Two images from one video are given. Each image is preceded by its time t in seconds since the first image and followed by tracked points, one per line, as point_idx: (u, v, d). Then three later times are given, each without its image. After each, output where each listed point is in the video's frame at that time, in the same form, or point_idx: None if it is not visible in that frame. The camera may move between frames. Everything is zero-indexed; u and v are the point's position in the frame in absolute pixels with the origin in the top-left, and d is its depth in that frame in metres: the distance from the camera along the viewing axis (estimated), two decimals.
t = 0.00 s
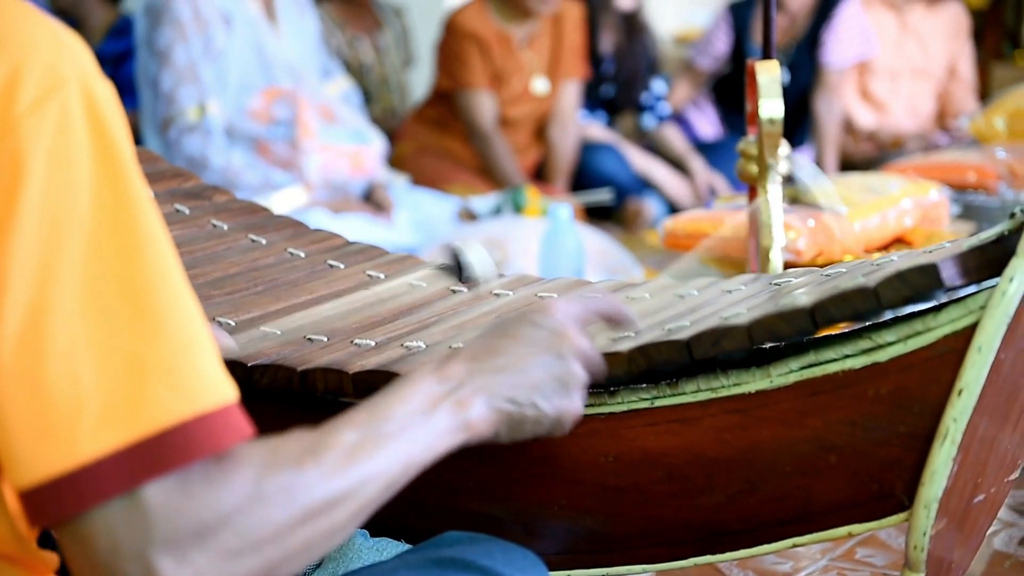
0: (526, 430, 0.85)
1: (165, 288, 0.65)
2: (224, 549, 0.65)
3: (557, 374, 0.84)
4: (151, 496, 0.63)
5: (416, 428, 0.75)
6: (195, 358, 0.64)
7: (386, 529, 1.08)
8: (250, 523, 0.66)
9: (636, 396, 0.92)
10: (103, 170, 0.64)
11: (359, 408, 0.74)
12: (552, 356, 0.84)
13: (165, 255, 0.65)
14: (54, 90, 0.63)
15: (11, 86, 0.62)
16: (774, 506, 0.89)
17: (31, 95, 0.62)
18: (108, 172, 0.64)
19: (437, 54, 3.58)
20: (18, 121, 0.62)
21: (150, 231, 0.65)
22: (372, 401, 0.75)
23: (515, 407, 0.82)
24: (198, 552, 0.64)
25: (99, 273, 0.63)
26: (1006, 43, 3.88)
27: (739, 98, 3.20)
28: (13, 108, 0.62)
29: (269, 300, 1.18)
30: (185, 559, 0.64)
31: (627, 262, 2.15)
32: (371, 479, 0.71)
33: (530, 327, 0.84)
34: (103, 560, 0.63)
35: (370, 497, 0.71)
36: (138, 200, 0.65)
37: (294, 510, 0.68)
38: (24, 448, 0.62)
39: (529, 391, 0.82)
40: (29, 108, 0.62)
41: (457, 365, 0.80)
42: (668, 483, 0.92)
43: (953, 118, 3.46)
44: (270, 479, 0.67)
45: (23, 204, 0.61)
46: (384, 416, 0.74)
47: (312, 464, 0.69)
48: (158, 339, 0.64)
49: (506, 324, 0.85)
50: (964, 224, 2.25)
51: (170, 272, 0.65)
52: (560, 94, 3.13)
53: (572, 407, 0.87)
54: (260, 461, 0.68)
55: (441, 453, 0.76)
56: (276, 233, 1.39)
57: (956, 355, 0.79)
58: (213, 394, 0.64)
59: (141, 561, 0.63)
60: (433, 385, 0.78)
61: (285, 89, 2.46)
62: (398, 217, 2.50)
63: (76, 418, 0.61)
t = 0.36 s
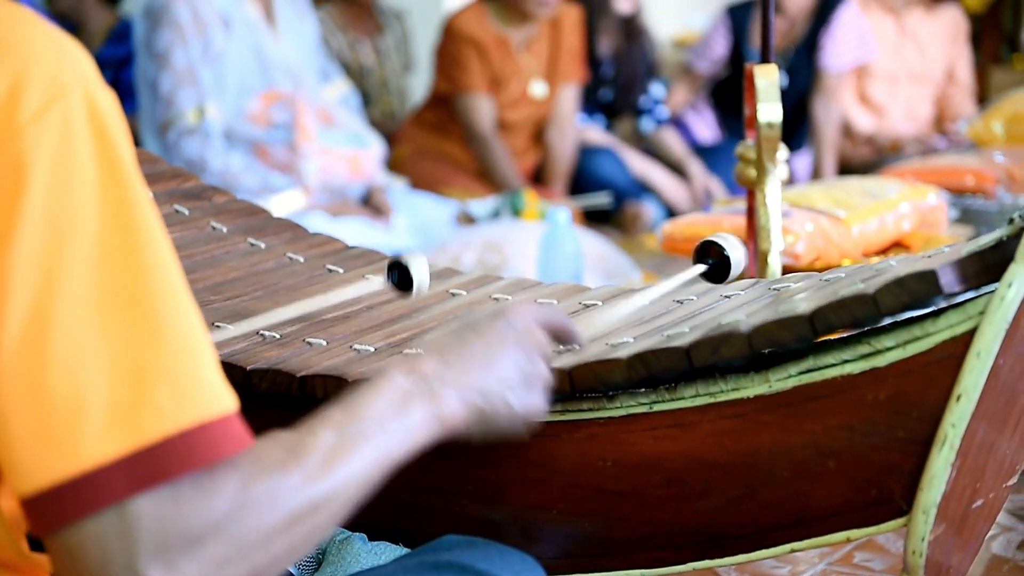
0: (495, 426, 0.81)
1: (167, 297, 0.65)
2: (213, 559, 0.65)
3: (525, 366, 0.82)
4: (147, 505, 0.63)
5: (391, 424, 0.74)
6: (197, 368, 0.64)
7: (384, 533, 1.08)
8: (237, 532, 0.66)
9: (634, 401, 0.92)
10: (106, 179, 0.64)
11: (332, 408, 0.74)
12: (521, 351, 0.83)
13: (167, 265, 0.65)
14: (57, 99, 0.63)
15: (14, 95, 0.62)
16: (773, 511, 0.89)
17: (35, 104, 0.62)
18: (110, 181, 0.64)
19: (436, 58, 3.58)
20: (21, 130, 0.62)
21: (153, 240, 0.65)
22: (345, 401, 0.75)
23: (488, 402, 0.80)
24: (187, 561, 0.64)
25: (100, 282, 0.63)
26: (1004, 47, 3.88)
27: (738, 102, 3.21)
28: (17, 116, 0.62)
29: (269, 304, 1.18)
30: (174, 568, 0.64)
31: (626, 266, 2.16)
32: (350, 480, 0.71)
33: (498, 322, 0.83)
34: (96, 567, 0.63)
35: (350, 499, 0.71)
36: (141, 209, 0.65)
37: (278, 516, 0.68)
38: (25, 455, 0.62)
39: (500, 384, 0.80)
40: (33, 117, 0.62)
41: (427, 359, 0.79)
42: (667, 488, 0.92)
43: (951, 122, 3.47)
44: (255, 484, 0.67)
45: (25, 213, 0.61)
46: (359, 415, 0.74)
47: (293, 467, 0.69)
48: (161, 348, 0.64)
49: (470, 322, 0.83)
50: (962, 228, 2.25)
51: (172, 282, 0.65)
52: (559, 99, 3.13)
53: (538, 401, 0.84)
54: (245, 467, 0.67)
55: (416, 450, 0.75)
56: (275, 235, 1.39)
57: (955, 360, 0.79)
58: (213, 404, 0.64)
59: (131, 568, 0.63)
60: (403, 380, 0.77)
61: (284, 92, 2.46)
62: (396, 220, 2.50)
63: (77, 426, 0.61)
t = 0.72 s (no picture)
0: (499, 432, 0.83)
1: (163, 275, 0.64)
2: (213, 537, 0.65)
3: (529, 374, 0.83)
4: (145, 482, 0.62)
5: (394, 424, 0.74)
6: (193, 345, 0.64)
7: (383, 532, 1.08)
8: (235, 511, 0.66)
9: (633, 402, 0.92)
10: (100, 158, 0.64)
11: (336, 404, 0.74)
12: (524, 358, 0.83)
13: (163, 243, 0.65)
14: (50, 78, 0.63)
15: (8, 73, 0.63)
16: (771, 511, 0.89)
17: (28, 82, 0.63)
18: (105, 159, 0.64)
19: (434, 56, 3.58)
20: (16, 107, 0.62)
21: (148, 219, 0.65)
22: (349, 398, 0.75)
23: (490, 409, 0.81)
24: (187, 537, 0.64)
25: (96, 260, 0.63)
26: (1003, 46, 3.88)
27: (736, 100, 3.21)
28: (11, 94, 0.62)
29: (267, 302, 1.18)
30: (174, 544, 0.64)
31: (625, 266, 2.16)
32: (353, 471, 0.71)
33: (497, 331, 0.83)
34: (93, 544, 0.62)
35: (352, 490, 0.71)
36: (137, 188, 0.65)
37: (279, 502, 0.67)
38: (22, 433, 0.62)
39: (503, 391, 0.81)
40: (27, 94, 0.62)
41: (432, 366, 0.80)
42: (664, 488, 0.92)
43: (949, 121, 3.47)
44: (254, 466, 0.67)
45: (20, 190, 0.61)
46: (362, 411, 0.74)
47: (294, 454, 0.69)
48: (157, 325, 0.63)
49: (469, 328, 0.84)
50: (960, 228, 2.26)
51: (168, 260, 0.65)
52: (558, 97, 3.12)
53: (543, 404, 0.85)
54: (244, 449, 0.67)
55: (418, 452, 0.76)
56: (274, 234, 1.39)
57: (953, 361, 0.79)
58: (210, 379, 0.64)
59: (129, 543, 0.63)
60: (406, 383, 0.77)
61: (282, 91, 2.47)
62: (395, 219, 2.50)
63: (74, 403, 0.61)
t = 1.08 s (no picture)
0: (496, 426, 0.83)
1: (156, 286, 0.64)
2: (205, 548, 0.64)
3: (525, 368, 0.84)
4: (137, 495, 0.62)
5: (389, 420, 0.74)
6: (187, 357, 0.64)
7: (380, 532, 1.07)
8: (229, 518, 0.65)
9: (630, 401, 0.92)
10: (93, 168, 0.64)
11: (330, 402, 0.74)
12: (519, 352, 0.84)
13: (156, 255, 0.65)
14: (45, 87, 0.63)
15: (3, 83, 0.63)
16: (768, 510, 0.89)
17: (22, 91, 0.63)
18: (98, 169, 0.64)
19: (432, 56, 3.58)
20: (10, 116, 0.62)
21: (141, 230, 0.64)
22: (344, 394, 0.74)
23: (489, 402, 0.81)
24: (178, 549, 0.64)
25: (90, 271, 0.63)
26: (1001, 46, 3.88)
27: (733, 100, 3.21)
28: (4, 103, 0.62)
29: (264, 302, 1.18)
30: (165, 556, 0.63)
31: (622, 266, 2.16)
32: (349, 469, 0.71)
33: (492, 323, 0.84)
34: (85, 556, 0.62)
35: (347, 489, 0.71)
36: (130, 199, 0.65)
37: (273, 507, 0.67)
38: (16, 443, 0.61)
39: (500, 385, 0.82)
40: (21, 103, 0.62)
41: (429, 359, 0.80)
42: (661, 487, 0.92)
43: (947, 121, 3.47)
44: (248, 474, 0.67)
45: (13, 200, 0.61)
46: (357, 410, 0.74)
47: (290, 458, 0.69)
48: (151, 337, 0.63)
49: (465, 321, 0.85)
50: (957, 227, 2.26)
51: (161, 271, 0.65)
52: (556, 97, 3.12)
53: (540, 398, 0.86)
54: (237, 456, 0.67)
55: (415, 446, 0.76)
56: (271, 234, 1.39)
57: (949, 359, 0.79)
58: (202, 392, 0.64)
59: (120, 555, 0.62)
60: (401, 376, 0.77)
61: (280, 91, 2.47)
62: (391, 220, 2.49)
63: (67, 414, 0.61)
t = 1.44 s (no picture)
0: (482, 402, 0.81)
1: (152, 284, 0.65)
2: (194, 545, 0.65)
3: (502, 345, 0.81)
4: (131, 491, 0.62)
5: (373, 420, 0.73)
6: (182, 353, 0.64)
7: (378, 532, 1.07)
8: (215, 517, 0.66)
9: (627, 400, 0.92)
10: (90, 164, 0.64)
11: (315, 401, 0.74)
12: (493, 327, 0.80)
13: (154, 251, 0.65)
14: (40, 82, 0.63)
15: (0, 77, 0.62)
16: (766, 510, 0.89)
17: (18, 86, 0.62)
18: (95, 165, 0.64)
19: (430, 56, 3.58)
20: (7, 112, 0.61)
21: (138, 226, 0.64)
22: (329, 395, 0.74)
23: (472, 382, 0.79)
24: (168, 547, 0.64)
25: (85, 267, 0.63)
26: (999, 47, 3.88)
27: (732, 98, 3.21)
28: (1, 99, 0.62)
29: (262, 301, 1.18)
30: (156, 554, 0.64)
31: (621, 266, 2.17)
32: (333, 469, 0.71)
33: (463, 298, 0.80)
34: (78, 551, 0.62)
35: (332, 486, 0.71)
36: (129, 197, 0.65)
37: (258, 504, 0.67)
38: (8, 439, 0.61)
39: (480, 361, 0.79)
40: (17, 99, 0.62)
41: (406, 352, 0.78)
42: (659, 487, 0.92)
43: (946, 121, 3.47)
44: (234, 472, 0.67)
45: (9, 196, 0.61)
46: (341, 408, 0.73)
47: (274, 456, 0.69)
48: (147, 333, 0.64)
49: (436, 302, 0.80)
50: (955, 227, 2.26)
51: (159, 268, 0.65)
52: (555, 96, 3.12)
53: (521, 367, 0.83)
54: (224, 455, 0.67)
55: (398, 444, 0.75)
56: (270, 234, 1.39)
57: (947, 359, 0.79)
58: (198, 388, 0.64)
59: (112, 553, 0.63)
60: (387, 374, 0.76)
61: (278, 90, 2.47)
62: (391, 219, 2.49)
63: (59, 410, 0.61)
